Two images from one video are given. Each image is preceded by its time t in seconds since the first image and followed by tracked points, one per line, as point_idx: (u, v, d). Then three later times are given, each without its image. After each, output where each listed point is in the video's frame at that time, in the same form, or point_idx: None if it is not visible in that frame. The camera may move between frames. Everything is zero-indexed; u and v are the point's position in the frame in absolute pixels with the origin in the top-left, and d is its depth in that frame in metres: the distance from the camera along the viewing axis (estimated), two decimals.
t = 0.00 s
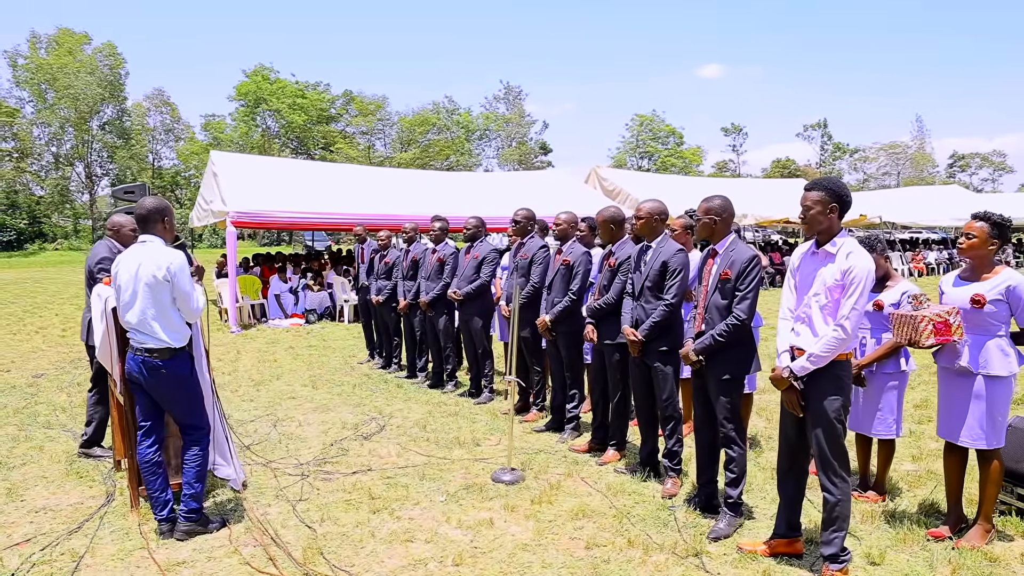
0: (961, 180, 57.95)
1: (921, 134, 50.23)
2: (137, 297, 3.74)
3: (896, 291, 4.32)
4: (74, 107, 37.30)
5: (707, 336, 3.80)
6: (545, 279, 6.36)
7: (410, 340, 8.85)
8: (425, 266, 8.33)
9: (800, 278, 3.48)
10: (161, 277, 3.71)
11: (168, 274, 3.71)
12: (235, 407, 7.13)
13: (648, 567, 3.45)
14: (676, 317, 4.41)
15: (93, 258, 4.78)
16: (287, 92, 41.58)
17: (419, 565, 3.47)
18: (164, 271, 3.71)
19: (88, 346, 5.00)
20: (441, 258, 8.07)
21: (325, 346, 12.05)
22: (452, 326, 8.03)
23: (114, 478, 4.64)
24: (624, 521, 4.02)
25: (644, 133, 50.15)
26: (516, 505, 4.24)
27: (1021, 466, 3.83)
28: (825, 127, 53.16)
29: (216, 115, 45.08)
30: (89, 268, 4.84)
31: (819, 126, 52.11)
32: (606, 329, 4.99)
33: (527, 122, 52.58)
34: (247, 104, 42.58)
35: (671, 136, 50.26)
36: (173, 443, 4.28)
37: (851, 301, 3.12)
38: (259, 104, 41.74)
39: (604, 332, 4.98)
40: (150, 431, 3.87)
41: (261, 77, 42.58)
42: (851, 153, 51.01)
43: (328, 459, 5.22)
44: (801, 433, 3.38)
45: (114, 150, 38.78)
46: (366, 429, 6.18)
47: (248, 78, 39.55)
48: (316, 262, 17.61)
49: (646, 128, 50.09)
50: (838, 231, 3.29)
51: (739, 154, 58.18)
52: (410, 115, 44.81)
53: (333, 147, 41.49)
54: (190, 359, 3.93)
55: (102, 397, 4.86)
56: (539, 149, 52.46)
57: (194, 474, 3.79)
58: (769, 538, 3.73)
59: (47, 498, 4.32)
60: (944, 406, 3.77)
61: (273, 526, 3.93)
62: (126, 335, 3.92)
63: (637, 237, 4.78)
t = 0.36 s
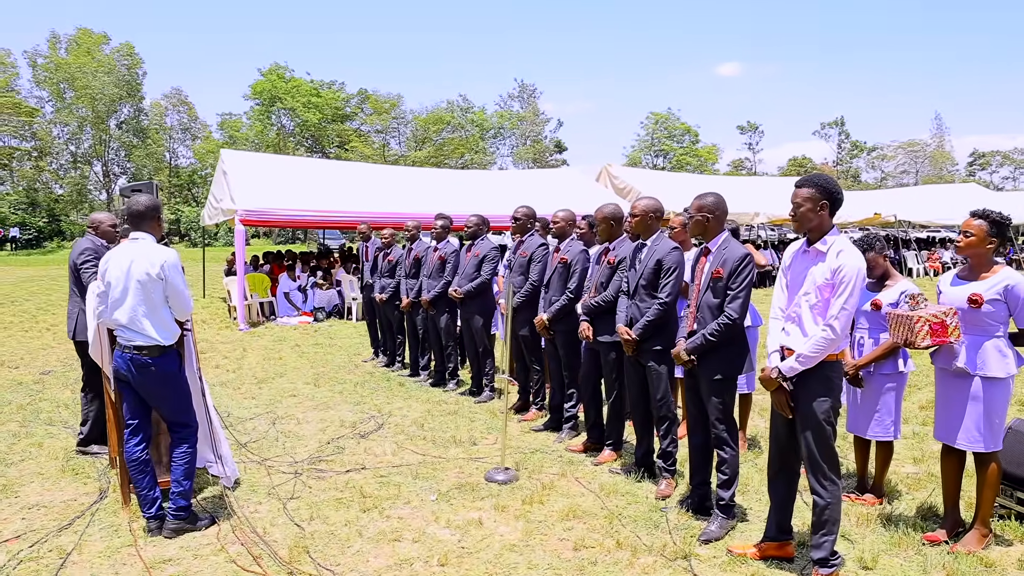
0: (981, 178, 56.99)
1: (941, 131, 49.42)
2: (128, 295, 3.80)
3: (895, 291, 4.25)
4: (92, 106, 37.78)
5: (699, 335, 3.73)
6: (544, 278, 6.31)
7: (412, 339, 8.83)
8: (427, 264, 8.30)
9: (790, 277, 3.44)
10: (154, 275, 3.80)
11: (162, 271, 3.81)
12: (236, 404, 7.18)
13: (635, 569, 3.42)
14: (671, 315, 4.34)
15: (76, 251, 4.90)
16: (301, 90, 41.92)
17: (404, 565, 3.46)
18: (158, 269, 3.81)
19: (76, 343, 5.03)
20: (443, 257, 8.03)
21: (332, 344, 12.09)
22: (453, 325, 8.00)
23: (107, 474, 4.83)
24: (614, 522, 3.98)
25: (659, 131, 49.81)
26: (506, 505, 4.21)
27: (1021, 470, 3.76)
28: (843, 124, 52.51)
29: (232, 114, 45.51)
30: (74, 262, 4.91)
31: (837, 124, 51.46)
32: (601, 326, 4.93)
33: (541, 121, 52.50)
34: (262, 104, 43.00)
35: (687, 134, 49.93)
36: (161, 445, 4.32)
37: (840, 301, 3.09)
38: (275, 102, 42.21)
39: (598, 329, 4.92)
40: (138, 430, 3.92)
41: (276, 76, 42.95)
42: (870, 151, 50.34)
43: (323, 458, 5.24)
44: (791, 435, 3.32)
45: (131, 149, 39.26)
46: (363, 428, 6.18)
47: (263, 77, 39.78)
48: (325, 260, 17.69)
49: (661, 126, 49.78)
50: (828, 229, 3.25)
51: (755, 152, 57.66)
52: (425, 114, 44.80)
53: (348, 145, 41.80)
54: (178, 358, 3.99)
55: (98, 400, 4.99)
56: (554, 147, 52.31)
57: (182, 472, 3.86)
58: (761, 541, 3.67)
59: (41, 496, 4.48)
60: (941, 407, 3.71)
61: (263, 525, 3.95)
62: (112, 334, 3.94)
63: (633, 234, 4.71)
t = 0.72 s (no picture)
0: (999, 177, 56.23)
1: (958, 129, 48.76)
2: (115, 295, 3.77)
3: (890, 292, 4.12)
4: (106, 105, 38.13)
5: (686, 338, 3.65)
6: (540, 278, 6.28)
7: (412, 339, 8.79)
8: (426, 264, 8.26)
9: (779, 278, 3.33)
10: (142, 276, 3.79)
11: (150, 272, 3.80)
12: (234, 404, 7.20)
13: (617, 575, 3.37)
14: (661, 316, 4.26)
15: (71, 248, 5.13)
16: (314, 89, 42.41)
17: (383, 570, 3.42)
18: (146, 269, 3.79)
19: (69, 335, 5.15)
20: (441, 257, 7.98)
21: (335, 343, 12.11)
22: (451, 325, 7.96)
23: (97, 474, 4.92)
24: (600, 527, 3.93)
25: (672, 130, 49.53)
26: (491, 508, 4.17)
27: (1018, 477, 3.68)
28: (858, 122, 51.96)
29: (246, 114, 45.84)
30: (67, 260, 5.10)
31: (853, 122, 50.94)
32: (591, 326, 4.87)
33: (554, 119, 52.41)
34: (275, 104, 43.40)
35: (700, 133, 49.65)
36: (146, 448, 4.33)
37: (827, 303, 2.99)
38: (287, 101, 42.56)
39: (589, 330, 4.86)
40: (121, 430, 3.92)
41: (289, 75, 43.26)
42: (886, 150, 49.78)
43: (314, 459, 5.22)
44: (778, 441, 3.25)
45: (145, 148, 39.63)
46: (357, 429, 6.15)
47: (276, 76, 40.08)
48: (331, 259, 17.72)
49: (674, 125, 49.47)
50: (817, 229, 3.15)
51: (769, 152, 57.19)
52: (437, 113, 44.84)
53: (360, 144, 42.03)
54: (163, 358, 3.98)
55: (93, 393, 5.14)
56: (566, 146, 52.17)
57: (164, 473, 3.87)
58: (749, 548, 3.60)
59: (29, 495, 4.55)
60: (935, 412, 3.65)
61: (247, 526, 3.94)
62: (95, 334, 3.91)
63: (623, 235, 4.64)
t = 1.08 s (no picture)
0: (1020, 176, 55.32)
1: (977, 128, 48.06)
2: (104, 297, 3.76)
3: (890, 296, 3.93)
4: (124, 107, 38.63)
5: (676, 342, 3.57)
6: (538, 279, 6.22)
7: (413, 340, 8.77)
8: (427, 265, 8.23)
9: (775, 282, 3.19)
10: (132, 277, 3.78)
11: (139, 274, 3.79)
12: (234, 403, 7.21)
13: None
14: (655, 320, 4.17)
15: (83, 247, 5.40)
16: (327, 90, 42.72)
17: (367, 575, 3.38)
18: (135, 271, 3.79)
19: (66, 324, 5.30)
20: (442, 258, 7.96)
21: (340, 344, 12.11)
22: (452, 326, 7.93)
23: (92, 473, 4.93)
24: (590, 533, 3.86)
25: (685, 129, 49.23)
26: (481, 513, 4.12)
27: (1020, 488, 3.58)
28: (874, 121, 51.40)
29: (261, 115, 46.25)
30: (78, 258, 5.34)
31: (869, 121, 50.39)
32: (585, 329, 4.80)
33: (567, 119, 52.35)
34: (290, 104, 43.80)
35: (713, 132, 49.37)
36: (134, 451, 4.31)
37: (821, 309, 2.84)
38: (301, 102, 43.07)
39: (582, 332, 4.80)
40: (111, 432, 3.90)
41: (303, 77, 43.62)
42: (903, 149, 49.17)
43: (308, 461, 5.19)
44: (772, 451, 3.15)
45: (161, 149, 40.09)
46: (354, 430, 6.14)
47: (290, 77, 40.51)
48: (340, 259, 17.78)
49: (688, 124, 49.23)
50: (814, 233, 2.99)
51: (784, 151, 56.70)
52: (450, 113, 44.93)
53: (373, 144, 42.36)
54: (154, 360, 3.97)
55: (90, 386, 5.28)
56: (580, 146, 52.08)
57: (153, 475, 3.85)
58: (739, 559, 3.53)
59: (24, 493, 4.56)
60: (933, 421, 3.53)
61: (234, 528, 3.91)
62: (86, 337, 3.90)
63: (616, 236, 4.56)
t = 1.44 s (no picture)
0: None
1: (1001, 125, 47.13)
2: (92, 296, 3.77)
3: (891, 295, 3.77)
4: (144, 108, 39.19)
5: (665, 343, 3.50)
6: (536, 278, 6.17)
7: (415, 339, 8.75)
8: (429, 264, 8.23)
9: (770, 281, 2.87)
10: (117, 275, 3.78)
11: (125, 272, 3.79)
12: (236, 401, 7.24)
13: None
14: (648, 320, 4.10)
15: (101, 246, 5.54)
16: (342, 90, 42.99)
17: None
18: (121, 269, 3.79)
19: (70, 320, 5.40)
20: (443, 257, 7.95)
21: (347, 343, 12.13)
22: (453, 326, 7.91)
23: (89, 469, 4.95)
24: (579, 537, 3.80)
25: (702, 128, 48.79)
26: (470, 514, 4.08)
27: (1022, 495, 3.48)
28: (895, 119, 50.62)
29: (277, 115, 46.61)
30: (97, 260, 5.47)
31: (890, 118, 49.62)
32: (580, 329, 4.74)
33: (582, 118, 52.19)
34: (305, 104, 44.10)
35: (730, 131, 48.94)
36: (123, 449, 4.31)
37: (818, 310, 2.54)
38: (316, 102, 43.35)
39: (576, 332, 4.74)
40: (101, 429, 3.90)
41: (318, 77, 43.89)
42: (925, 147, 48.36)
43: (303, 459, 5.17)
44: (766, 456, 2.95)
45: (180, 149, 40.58)
46: (352, 429, 6.12)
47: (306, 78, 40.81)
48: (351, 259, 17.83)
49: (705, 123, 48.86)
50: (811, 229, 2.66)
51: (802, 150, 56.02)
52: (465, 113, 44.92)
53: (388, 144, 42.55)
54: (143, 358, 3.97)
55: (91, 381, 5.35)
56: (595, 145, 51.89)
57: (141, 472, 3.84)
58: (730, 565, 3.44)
59: (20, 489, 4.59)
60: (932, 425, 3.40)
61: (221, 527, 3.90)
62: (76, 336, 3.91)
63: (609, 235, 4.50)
